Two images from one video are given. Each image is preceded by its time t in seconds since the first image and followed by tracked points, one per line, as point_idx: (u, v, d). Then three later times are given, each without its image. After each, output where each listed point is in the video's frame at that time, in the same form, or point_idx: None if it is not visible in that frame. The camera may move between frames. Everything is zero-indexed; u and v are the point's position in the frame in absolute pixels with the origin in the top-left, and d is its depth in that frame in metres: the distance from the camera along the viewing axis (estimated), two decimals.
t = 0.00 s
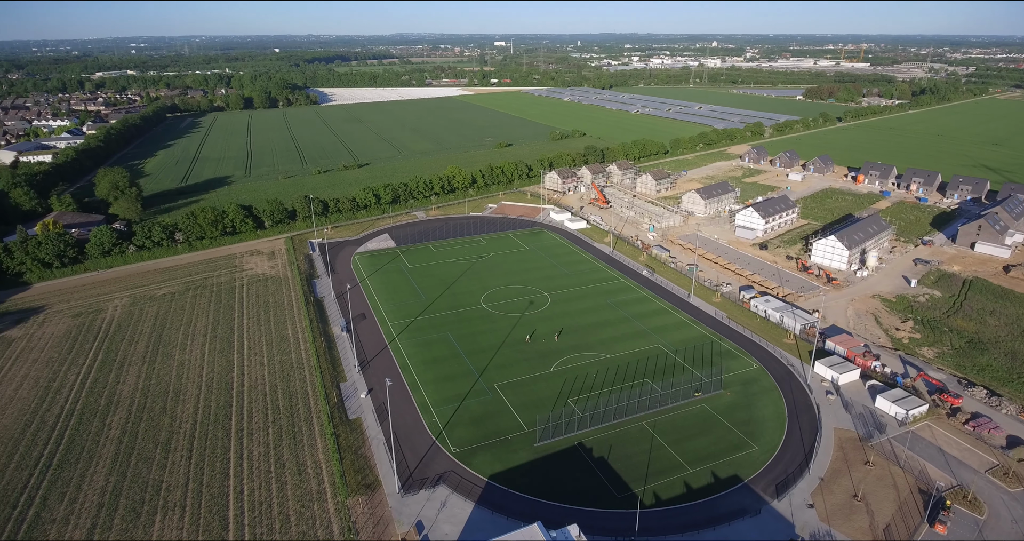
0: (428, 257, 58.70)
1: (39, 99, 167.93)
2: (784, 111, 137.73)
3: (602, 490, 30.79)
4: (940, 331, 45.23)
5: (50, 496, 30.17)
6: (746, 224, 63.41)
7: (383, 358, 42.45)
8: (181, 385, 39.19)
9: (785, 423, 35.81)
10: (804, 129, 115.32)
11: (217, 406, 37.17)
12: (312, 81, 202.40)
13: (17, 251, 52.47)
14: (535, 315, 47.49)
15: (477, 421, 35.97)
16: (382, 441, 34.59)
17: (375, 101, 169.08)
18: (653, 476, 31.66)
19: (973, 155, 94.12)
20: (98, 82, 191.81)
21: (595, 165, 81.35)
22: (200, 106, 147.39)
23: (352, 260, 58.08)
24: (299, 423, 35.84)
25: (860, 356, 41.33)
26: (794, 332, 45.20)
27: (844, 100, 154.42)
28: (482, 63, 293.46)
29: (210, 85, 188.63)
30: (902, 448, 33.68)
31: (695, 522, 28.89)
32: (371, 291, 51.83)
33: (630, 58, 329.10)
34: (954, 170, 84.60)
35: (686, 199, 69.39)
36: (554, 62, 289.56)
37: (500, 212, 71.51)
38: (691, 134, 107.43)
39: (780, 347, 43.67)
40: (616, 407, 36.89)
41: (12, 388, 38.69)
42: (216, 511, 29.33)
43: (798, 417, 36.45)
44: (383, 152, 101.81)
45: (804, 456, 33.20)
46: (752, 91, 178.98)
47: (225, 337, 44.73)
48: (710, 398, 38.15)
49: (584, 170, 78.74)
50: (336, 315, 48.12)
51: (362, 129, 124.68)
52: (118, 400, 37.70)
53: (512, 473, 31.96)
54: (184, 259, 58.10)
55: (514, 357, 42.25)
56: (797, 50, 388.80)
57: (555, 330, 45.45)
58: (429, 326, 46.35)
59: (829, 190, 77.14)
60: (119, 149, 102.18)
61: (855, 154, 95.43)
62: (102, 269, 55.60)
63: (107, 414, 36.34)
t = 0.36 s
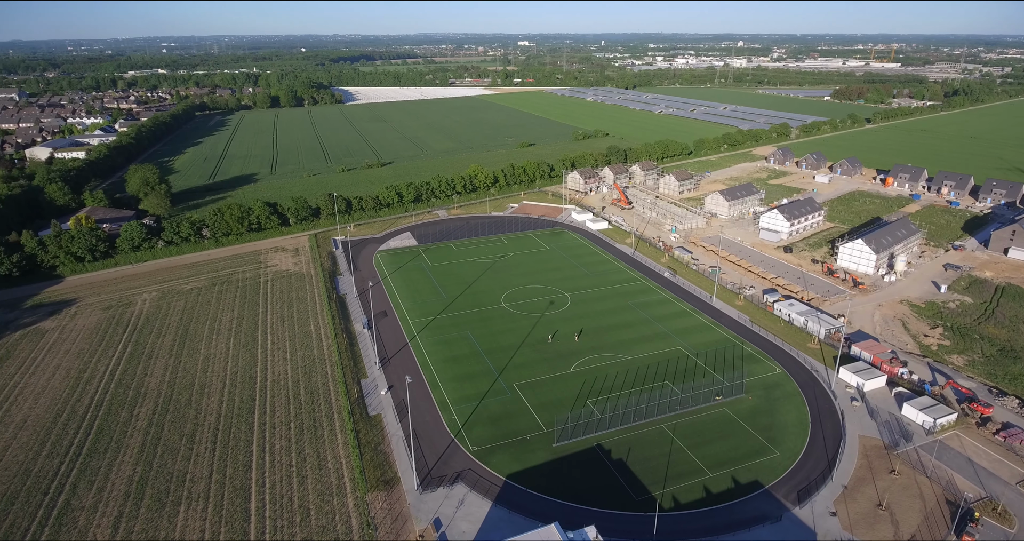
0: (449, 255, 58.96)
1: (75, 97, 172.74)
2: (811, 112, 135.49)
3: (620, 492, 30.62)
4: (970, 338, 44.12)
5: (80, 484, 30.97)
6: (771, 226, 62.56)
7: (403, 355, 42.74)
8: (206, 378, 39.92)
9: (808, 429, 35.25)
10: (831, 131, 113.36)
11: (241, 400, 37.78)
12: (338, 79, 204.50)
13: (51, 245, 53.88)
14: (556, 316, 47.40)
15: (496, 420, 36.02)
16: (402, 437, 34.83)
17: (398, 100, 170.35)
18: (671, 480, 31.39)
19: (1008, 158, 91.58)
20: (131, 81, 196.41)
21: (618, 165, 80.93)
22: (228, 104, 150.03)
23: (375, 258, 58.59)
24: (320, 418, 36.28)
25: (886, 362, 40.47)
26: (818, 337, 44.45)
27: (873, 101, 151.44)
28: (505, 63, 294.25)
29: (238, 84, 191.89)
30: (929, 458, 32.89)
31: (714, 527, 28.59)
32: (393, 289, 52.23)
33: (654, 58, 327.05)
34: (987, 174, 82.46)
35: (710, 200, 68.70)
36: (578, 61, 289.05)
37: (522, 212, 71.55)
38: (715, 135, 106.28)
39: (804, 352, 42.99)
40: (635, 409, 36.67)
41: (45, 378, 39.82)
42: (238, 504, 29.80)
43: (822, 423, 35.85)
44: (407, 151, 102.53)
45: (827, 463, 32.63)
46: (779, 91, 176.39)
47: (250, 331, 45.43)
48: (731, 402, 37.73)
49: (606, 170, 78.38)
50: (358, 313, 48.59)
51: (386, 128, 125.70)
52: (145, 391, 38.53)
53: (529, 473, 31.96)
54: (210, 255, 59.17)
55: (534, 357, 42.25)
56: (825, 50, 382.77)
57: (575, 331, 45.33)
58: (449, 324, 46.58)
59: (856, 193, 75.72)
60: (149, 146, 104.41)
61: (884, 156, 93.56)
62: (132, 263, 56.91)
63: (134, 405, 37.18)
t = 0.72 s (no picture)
0: (468, 255, 59.15)
1: (105, 95, 176.58)
2: (836, 113, 133.35)
3: (637, 495, 30.45)
4: (999, 345, 43.10)
5: (105, 474, 31.63)
6: (793, 228, 61.74)
7: (421, 354, 42.99)
8: (227, 373, 40.50)
9: (829, 435, 34.71)
10: (856, 132, 111.47)
11: (261, 395, 38.32)
12: (360, 78, 206.32)
13: (80, 240, 55.20)
14: (574, 316, 47.28)
15: (513, 420, 36.07)
16: (419, 435, 35.02)
17: (419, 100, 171.33)
18: (689, 483, 31.13)
19: None
20: (158, 80, 200.25)
21: (638, 166, 80.47)
22: (252, 103, 152.23)
23: (394, 256, 59.00)
24: (339, 414, 36.62)
25: (910, 369, 39.71)
26: (840, 342, 43.77)
27: (900, 102, 148.59)
28: (525, 63, 294.16)
29: (262, 83, 194.51)
30: (954, 467, 32.21)
31: (731, 532, 28.30)
32: (412, 287, 52.53)
33: (676, 57, 324.59)
34: (1019, 177, 80.45)
35: (731, 201, 68.04)
36: (598, 61, 287.96)
37: (541, 212, 71.50)
38: (738, 136, 105.14)
39: (826, 356, 42.36)
40: (653, 411, 36.44)
41: (72, 370, 40.76)
42: (258, 497, 30.23)
43: (843, 429, 35.29)
44: (427, 150, 103.06)
45: (849, 470, 32.11)
46: (803, 92, 173.85)
47: (270, 327, 45.99)
48: (750, 406, 37.32)
49: (626, 171, 77.97)
50: (377, 310, 48.94)
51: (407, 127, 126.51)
52: (169, 385, 39.23)
53: (545, 473, 31.95)
54: (233, 251, 60.06)
55: (551, 357, 42.21)
56: (850, 50, 376.99)
57: (593, 332, 45.18)
58: (468, 323, 46.71)
59: (882, 195, 74.38)
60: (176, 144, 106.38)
61: (911, 159, 91.74)
62: (157, 259, 58.02)
63: (158, 398, 37.86)
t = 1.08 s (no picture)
0: (488, 254, 59.28)
1: (136, 94, 180.59)
2: (863, 114, 130.91)
3: (654, 499, 30.24)
4: None
5: (130, 465, 32.32)
6: (818, 231, 60.80)
7: (440, 352, 43.18)
8: (250, 367, 41.14)
9: (852, 443, 34.11)
10: (884, 134, 109.33)
11: (282, 390, 38.84)
12: (383, 78, 208.15)
13: (110, 236, 56.55)
14: (593, 317, 47.11)
15: (531, 420, 36.08)
16: (437, 433, 35.19)
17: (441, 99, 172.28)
18: (707, 488, 30.83)
19: None
20: (187, 79, 204.33)
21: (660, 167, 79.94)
22: (278, 103, 154.48)
23: (414, 255, 59.36)
24: (358, 410, 36.94)
25: (938, 376, 38.81)
26: (865, 348, 42.99)
27: (931, 103, 145.41)
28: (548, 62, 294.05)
29: (287, 82, 197.07)
30: (981, 478, 31.43)
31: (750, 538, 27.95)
32: (432, 286, 52.82)
33: (699, 58, 322.02)
34: None
35: (754, 203, 67.26)
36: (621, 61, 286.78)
37: (561, 212, 71.41)
38: (762, 137, 103.86)
39: (850, 362, 41.64)
40: (672, 414, 36.16)
41: (101, 362, 41.74)
42: (278, 491, 30.64)
43: (867, 437, 34.64)
44: (448, 150, 103.57)
45: (872, 479, 31.51)
46: (829, 93, 171.00)
47: (292, 324, 46.60)
48: (772, 411, 36.83)
49: (647, 172, 77.47)
50: (397, 308, 49.27)
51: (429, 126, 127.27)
52: (193, 378, 39.98)
53: (562, 474, 31.89)
54: (257, 248, 60.95)
55: (570, 357, 42.11)
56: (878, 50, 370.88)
57: (612, 333, 44.97)
58: (487, 323, 46.81)
59: (910, 199, 72.89)
60: (203, 141, 108.39)
61: (941, 162, 89.74)
62: (183, 254, 59.17)
63: (182, 391, 38.59)
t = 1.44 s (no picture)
0: (505, 254, 59.35)
1: (161, 92, 183.82)
2: (888, 116, 128.68)
3: (670, 502, 30.04)
4: None
5: (152, 456, 32.96)
6: (840, 234, 59.92)
7: (457, 351, 43.35)
8: (270, 363, 41.69)
9: (873, 449, 33.57)
10: (910, 135, 107.32)
11: (301, 385, 39.30)
12: (403, 78, 209.51)
13: (135, 231, 57.63)
14: (610, 318, 46.93)
15: (547, 420, 36.04)
16: (452, 431, 35.33)
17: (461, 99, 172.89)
18: (724, 492, 30.57)
19: None
20: (211, 78, 207.40)
21: (680, 168, 79.39)
22: (300, 102, 156.27)
23: (432, 253, 59.66)
24: (376, 407, 37.24)
25: (962, 383, 38.04)
26: (887, 353, 42.28)
27: (959, 105, 142.41)
28: (567, 62, 293.73)
29: (309, 82, 199.06)
30: (1007, 488, 30.73)
31: None
32: (449, 284, 53.05)
33: (721, 58, 319.06)
34: None
35: (775, 205, 66.51)
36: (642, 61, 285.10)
37: (579, 212, 71.22)
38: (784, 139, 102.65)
39: (872, 368, 40.97)
40: (690, 417, 35.90)
41: (125, 355, 42.59)
42: (295, 485, 30.99)
43: (888, 444, 34.07)
44: (467, 149, 103.93)
45: (893, 487, 30.98)
46: (853, 94, 168.33)
47: (312, 320, 47.12)
48: (790, 416, 36.40)
49: (667, 172, 76.94)
50: (414, 306, 49.57)
51: (448, 126, 127.77)
52: (214, 372, 40.61)
53: (577, 475, 31.82)
54: (278, 245, 61.71)
55: (587, 358, 42.01)
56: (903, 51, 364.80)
57: (630, 335, 44.74)
58: (504, 322, 46.88)
59: (936, 202, 71.52)
60: (226, 139, 110.01)
61: (969, 165, 87.89)
62: (206, 251, 60.11)
63: (204, 385, 39.24)
